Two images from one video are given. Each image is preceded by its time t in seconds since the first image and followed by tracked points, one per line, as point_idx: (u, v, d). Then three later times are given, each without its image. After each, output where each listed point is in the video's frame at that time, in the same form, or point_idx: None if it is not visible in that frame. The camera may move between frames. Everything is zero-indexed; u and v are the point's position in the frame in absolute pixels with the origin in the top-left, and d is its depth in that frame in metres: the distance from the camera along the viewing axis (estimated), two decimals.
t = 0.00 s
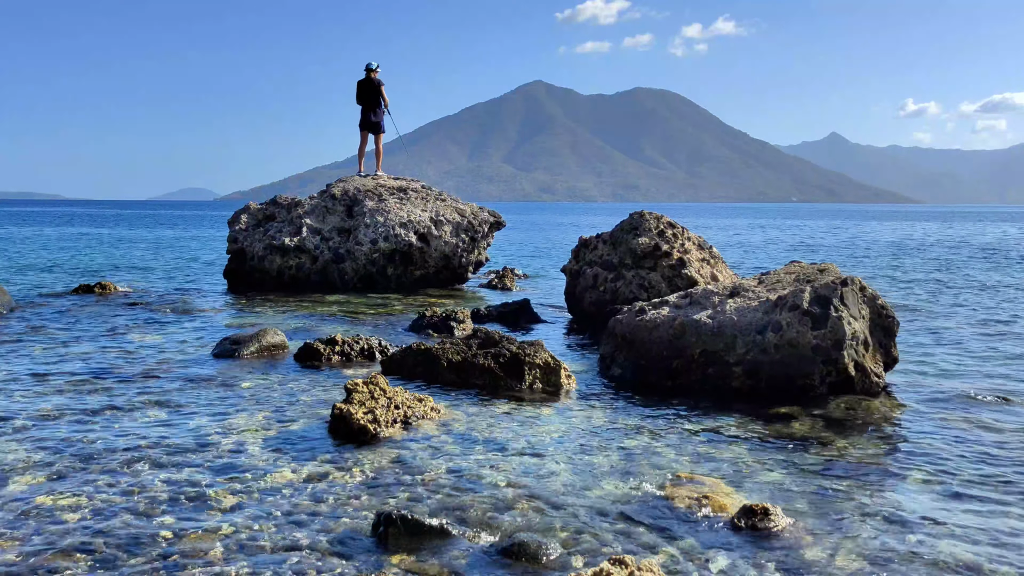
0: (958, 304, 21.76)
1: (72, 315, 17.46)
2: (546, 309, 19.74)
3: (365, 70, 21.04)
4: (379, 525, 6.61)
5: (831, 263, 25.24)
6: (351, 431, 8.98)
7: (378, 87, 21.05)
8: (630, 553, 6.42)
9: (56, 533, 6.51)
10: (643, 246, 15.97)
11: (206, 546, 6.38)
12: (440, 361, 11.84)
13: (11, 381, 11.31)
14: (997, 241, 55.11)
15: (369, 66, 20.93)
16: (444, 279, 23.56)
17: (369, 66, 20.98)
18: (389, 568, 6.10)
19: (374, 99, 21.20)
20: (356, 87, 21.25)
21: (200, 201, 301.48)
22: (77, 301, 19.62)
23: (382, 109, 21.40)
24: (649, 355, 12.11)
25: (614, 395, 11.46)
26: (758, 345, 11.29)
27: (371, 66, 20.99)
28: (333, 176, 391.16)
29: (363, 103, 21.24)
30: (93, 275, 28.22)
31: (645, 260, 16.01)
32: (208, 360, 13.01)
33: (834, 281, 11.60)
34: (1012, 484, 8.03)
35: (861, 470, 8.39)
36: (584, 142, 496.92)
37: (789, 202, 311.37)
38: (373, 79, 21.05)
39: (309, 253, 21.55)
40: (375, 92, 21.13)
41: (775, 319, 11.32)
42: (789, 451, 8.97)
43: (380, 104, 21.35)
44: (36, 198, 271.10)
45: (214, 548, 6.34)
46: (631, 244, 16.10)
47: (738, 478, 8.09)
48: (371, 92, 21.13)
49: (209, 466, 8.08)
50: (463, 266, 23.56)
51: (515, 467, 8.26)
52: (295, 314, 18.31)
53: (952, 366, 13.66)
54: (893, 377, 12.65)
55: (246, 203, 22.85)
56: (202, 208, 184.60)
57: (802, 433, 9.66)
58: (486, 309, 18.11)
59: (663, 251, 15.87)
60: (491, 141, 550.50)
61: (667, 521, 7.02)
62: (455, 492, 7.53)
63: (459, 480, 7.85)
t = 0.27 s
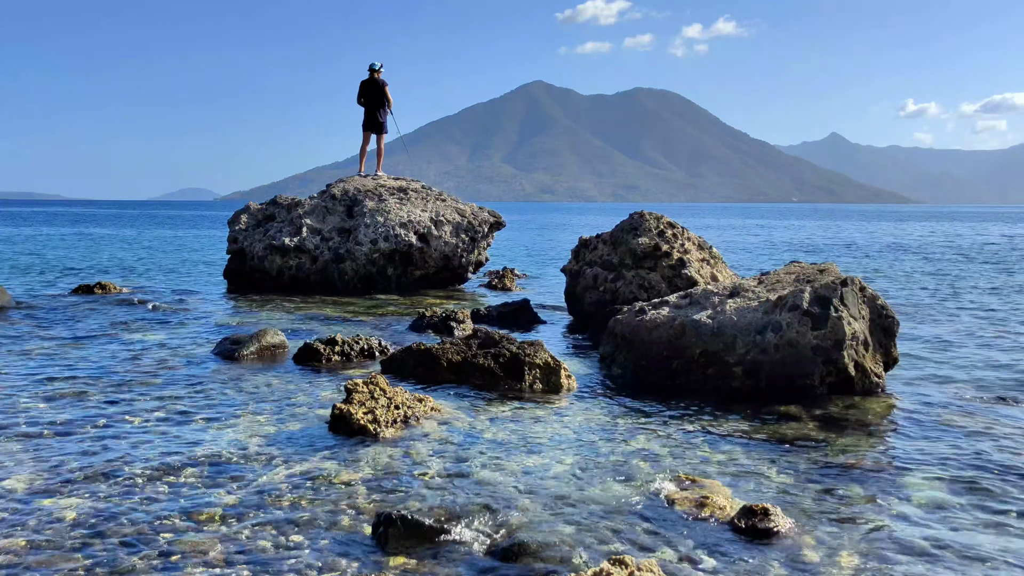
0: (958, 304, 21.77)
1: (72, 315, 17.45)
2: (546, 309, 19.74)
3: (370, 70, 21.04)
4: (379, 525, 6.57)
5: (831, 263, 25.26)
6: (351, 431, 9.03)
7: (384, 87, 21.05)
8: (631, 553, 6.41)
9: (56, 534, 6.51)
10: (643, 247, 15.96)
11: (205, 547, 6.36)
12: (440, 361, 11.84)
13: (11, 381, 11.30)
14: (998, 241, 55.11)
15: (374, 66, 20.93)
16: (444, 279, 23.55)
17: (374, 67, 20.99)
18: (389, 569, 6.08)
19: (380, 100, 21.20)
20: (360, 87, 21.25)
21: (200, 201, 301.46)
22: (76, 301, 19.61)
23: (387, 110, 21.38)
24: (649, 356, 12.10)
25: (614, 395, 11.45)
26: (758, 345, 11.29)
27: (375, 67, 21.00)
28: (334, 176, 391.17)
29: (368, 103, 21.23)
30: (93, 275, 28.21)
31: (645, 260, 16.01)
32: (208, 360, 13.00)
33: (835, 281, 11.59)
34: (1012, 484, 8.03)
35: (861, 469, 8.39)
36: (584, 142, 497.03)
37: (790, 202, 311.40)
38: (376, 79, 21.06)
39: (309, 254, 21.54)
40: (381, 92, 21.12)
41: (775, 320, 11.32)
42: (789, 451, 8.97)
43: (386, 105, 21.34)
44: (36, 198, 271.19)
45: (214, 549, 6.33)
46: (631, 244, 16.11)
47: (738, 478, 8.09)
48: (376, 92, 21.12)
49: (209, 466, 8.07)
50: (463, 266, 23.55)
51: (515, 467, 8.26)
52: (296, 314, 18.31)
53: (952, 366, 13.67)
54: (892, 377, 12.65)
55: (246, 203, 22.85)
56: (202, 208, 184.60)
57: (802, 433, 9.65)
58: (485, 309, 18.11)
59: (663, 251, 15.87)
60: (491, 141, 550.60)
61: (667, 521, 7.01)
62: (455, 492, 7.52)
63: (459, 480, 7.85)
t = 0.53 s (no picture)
0: (957, 304, 21.77)
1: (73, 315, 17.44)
2: (546, 309, 19.74)
3: (370, 70, 21.04)
4: (378, 525, 6.59)
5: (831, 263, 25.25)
6: (351, 431, 9.02)
7: (384, 88, 21.05)
8: (631, 553, 6.41)
9: (57, 534, 6.50)
10: (643, 247, 15.97)
11: (205, 546, 6.36)
12: (440, 361, 11.86)
13: (11, 381, 11.30)
14: (998, 241, 55.08)
15: (375, 66, 20.93)
16: (444, 279, 23.55)
17: (374, 67, 20.98)
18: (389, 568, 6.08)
19: (379, 100, 21.20)
20: (361, 86, 21.23)
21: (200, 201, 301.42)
22: (76, 301, 19.61)
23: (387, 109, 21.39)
24: (649, 355, 12.10)
25: (614, 395, 11.45)
26: (758, 345, 11.29)
27: (376, 67, 20.99)
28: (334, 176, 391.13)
29: (368, 103, 21.23)
30: (93, 275, 28.21)
31: (645, 260, 16.01)
32: (208, 360, 13.00)
33: (834, 281, 11.60)
34: (1013, 484, 8.03)
35: (861, 470, 8.39)
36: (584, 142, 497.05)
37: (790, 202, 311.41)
38: (378, 79, 21.05)
39: (309, 254, 21.54)
40: (381, 92, 21.12)
41: (775, 319, 11.32)
42: (789, 451, 8.97)
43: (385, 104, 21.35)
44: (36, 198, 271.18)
45: (215, 549, 6.33)
46: (631, 244, 16.11)
47: (738, 478, 8.09)
48: (376, 92, 21.12)
49: (209, 466, 8.07)
50: (463, 266, 23.55)
51: (515, 467, 8.25)
52: (295, 314, 18.30)
53: (953, 366, 13.66)
54: (893, 377, 12.65)
55: (246, 203, 22.85)
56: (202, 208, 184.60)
57: (802, 433, 9.66)
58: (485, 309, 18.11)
59: (663, 251, 15.88)
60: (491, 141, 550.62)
61: (667, 521, 7.01)
62: (455, 492, 7.52)
63: (459, 480, 7.85)
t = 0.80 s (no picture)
0: (957, 304, 21.76)
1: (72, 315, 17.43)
2: (546, 309, 19.73)
3: (369, 70, 21.03)
4: (379, 524, 6.67)
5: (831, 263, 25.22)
6: (352, 430, 9.00)
7: (382, 88, 21.04)
8: (632, 553, 6.40)
9: (57, 534, 6.49)
10: (643, 247, 15.96)
11: (204, 546, 6.35)
12: (440, 361, 11.85)
13: (10, 381, 11.28)
14: (999, 241, 55.02)
15: (373, 66, 20.92)
16: (444, 279, 23.54)
17: (373, 67, 20.97)
18: (389, 569, 6.06)
19: (378, 100, 21.19)
20: (359, 86, 21.23)
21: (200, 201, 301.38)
22: (76, 301, 19.60)
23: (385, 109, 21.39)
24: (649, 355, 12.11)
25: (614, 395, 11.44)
26: (758, 345, 11.29)
27: (375, 67, 20.99)
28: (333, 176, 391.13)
29: (367, 103, 21.22)
30: (93, 275, 28.21)
31: (645, 260, 16.02)
32: (207, 360, 12.99)
33: (834, 281, 11.60)
34: (1013, 485, 8.02)
35: (862, 470, 8.39)
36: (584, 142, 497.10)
37: (789, 202, 311.37)
38: (377, 79, 21.05)
39: (309, 254, 21.54)
40: (379, 92, 21.11)
41: (775, 319, 11.32)
42: (788, 451, 8.97)
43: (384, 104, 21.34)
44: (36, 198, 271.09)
45: (215, 548, 6.32)
46: (631, 244, 16.10)
47: (738, 477, 8.09)
48: (375, 92, 21.12)
49: (209, 466, 8.07)
50: (463, 266, 23.56)
51: (515, 467, 8.24)
52: (295, 314, 18.29)
53: (953, 366, 13.65)
54: (892, 377, 12.64)
55: (246, 203, 22.85)
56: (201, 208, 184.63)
57: (803, 433, 9.65)
58: (485, 309, 18.09)
59: (663, 251, 15.88)
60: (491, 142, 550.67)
61: (667, 521, 6.99)
62: (455, 492, 7.51)
63: (459, 480, 7.83)
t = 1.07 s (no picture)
0: (957, 304, 21.76)
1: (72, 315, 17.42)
2: (546, 309, 19.72)
3: (367, 70, 21.04)
4: (379, 523, 6.71)
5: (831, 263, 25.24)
6: (351, 430, 9.00)
7: (381, 88, 21.05)
8: (632, 553, 6.39)
9: (57, 534, 6.49)
10: (643, 247, 15.97)
11: (204, 546, 6.36)
12: (440, 361, 11.85)
13: (10, 381, 11.28)
14: (999, 241, 54.97)
15: (371, 66, 20.93)
16: (444, 279, 23.55)
17: (370, 67, 20.98)
18: (389, 568, 6.06)
19: (376, 99, 21.20)
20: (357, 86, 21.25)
21: (200, 201, 301.32)
22: (76, 301, 19.60)
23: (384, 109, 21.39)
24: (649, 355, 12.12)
25: (614, 395, 11.44)
26: (758, 345, 11.29)
27: (373, 66, 21.00)
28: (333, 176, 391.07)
29: (365, 103, 21.23)
30: (93, 275, 28.21)
31: (645, 260, 16.02)
32: (208, 360, 12.99)
33: (834, 281, 11.60)
34: (1013, 484, 8.02)
35: (862, 469, 8.38)
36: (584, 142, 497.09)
37: (789, 202, 311.32)
38: (375, 79, 21.07)
39: (309, 253, 21.54)
40: (377, 92, 21.13)
41: (775, 319, 11.32)
42: (789, 451, 8.96)
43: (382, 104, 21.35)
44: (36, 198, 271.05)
45: (215, 548, 6.32)
46: (631, 244, 16.11)
47: (739, 478, 8.08)
48: (373, 92, 21.13)
49: (210, 466, 8.06)
50: (463, 266, 23.58)
51: (515, 467, 8.23)
52: (295, 314, 18.28)
53: (953, 366, 13.65)
54: (892, 377, 12.65)
55: (246, 203, 22.85)
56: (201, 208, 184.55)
57: (803, 433, 9.65)
58: (485, 309, 18.09)
59: (663, 251, 15.88)
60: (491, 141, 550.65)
61: (667, 521, 6.99)
62: (455, 492, 7.51)
63: (459, 479, 7.83)
